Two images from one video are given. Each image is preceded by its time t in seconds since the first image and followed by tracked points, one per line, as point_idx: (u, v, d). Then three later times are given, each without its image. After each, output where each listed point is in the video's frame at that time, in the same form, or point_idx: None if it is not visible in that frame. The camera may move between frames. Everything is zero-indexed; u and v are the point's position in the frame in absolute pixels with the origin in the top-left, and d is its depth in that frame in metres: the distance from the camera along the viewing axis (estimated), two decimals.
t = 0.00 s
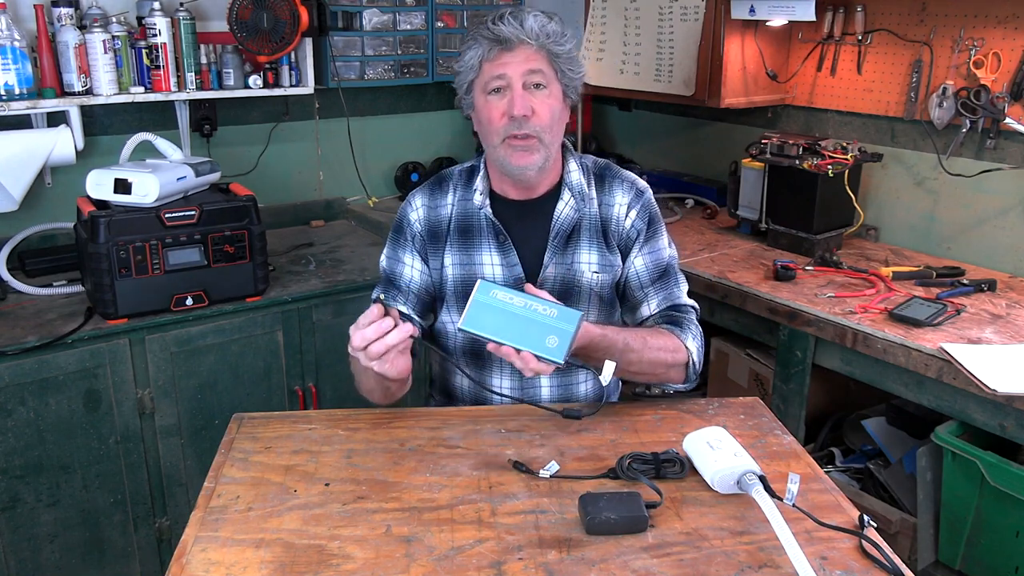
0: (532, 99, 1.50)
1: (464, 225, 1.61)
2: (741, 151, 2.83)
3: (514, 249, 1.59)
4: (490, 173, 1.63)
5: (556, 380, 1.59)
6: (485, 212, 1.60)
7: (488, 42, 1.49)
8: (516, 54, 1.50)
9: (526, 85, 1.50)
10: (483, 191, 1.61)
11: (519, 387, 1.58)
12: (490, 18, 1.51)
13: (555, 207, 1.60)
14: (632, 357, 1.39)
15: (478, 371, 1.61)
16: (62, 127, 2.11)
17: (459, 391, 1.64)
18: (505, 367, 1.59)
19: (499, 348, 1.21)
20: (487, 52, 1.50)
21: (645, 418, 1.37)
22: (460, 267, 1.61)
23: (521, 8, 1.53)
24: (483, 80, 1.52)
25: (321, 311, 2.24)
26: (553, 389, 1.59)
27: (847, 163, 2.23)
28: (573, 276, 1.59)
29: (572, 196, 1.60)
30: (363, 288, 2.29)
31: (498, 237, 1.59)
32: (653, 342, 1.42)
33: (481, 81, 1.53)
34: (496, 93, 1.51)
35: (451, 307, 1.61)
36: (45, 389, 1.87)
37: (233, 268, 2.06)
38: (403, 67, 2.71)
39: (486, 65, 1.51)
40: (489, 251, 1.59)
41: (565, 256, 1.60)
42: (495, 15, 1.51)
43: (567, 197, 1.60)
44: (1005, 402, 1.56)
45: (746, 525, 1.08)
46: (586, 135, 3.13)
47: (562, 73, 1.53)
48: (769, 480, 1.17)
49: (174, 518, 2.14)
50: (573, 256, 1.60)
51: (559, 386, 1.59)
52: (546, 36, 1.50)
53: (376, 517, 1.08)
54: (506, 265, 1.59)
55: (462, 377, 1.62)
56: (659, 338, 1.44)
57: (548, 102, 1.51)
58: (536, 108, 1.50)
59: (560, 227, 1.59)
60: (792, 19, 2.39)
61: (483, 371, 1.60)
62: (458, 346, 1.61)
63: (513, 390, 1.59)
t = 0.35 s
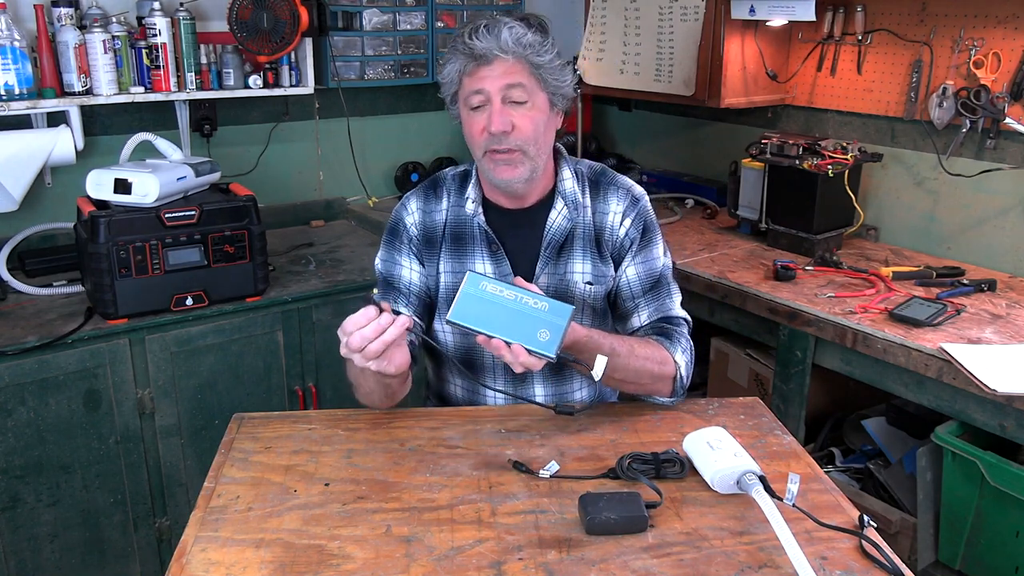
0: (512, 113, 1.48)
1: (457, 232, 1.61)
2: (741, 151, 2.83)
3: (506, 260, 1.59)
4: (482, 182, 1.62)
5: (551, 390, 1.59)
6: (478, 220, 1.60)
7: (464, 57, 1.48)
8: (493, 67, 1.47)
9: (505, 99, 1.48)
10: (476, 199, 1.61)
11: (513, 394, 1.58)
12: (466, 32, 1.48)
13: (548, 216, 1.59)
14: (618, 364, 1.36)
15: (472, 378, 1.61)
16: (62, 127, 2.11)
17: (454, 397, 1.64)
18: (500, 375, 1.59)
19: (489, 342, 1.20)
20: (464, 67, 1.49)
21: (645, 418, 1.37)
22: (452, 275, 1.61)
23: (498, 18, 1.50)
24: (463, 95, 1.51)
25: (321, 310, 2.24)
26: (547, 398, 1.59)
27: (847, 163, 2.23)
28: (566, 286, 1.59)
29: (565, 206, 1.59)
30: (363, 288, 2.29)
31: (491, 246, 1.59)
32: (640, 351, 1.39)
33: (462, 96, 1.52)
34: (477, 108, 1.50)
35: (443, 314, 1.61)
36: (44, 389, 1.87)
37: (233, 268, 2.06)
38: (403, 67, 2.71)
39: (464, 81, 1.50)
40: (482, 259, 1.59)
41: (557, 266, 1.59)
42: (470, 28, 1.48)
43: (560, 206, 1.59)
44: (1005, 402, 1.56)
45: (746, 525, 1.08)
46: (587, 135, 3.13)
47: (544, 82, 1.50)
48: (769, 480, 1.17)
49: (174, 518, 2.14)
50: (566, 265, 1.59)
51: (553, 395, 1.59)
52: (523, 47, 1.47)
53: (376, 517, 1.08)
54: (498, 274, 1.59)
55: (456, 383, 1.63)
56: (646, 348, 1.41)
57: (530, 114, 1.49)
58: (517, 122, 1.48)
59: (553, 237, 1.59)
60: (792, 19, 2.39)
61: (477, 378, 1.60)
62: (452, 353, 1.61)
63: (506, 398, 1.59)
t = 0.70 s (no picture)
0: (513, 125, 1.48)
1: (458, 236, 1.61)
2: (741, 151, 2.83)
3: (507, 265, 1.59)
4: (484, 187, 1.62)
5: (551, 395, 1.59)
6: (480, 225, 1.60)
7: (464, 70, 1.47)
8: (494, 79, 1.46)
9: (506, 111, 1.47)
10: (477, 205, 1.61)
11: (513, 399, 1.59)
12: (466, 43, 1.47)
13: (550, 222, 1.59)
14: (621, 368, 1.36)
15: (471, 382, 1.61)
16: (62, 127, 2.11)
17: (454, 401, 1.64)
18: (500, 380, 1.59)
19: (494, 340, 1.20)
20: (464, 79, 1.48)
21: (645, 418, 1.37)
22: (453, 279, 1.61)
23: (498, 27, 1.47)
24: (464, 105, 1.50)
25: (321, 310, 2.24)
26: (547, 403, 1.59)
27: (847, 163, 2.23)
28: (568, 291, 1.59)
29: (568, 211, 1.59)
30: (363, 288, 2.29)
31: (492, 251, 1.59)
32: (644, 355, 1.39)
33: (463, 106, 1.51)
34: (478, 119, 1.50)
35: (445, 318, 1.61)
36: (44, 390, 1.87)
37: (233, 268, 2.06)
38: (403, 66, 2.71)
39: (465, 92, 1.49)
40: (483, 264, 1.59)
41: (560, 272, 1.59)
42: (471, 39, 1.46)
43: (563, 212, 1.59)
44: (1005, 402, 1.56)
45: (746, 524, 1.09)
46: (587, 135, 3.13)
47: (546, 93, 1.49)
48: (769, 480, 1.17)
49: (174, 518, 2.13)
50: (568, 271, 1.59)
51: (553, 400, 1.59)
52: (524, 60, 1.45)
53: (376, 517, 1.08)
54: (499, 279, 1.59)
55: (456, 387, 1.63)
56: (649, 352, 1.41)
57: (532, 125, 1.48)
58: (518, 134, 1.48)
59: (556, 243, 1.59)
60: (792, 19, 2.39)
61: (477, 383, 1.61)
62: (452, 357, 1.61)
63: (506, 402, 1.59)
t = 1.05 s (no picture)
0: (529, 114, 1.48)
1: (462, 229, 1.61)
2: (741, 151, 2.83)
3: (511, 258, 1.59)
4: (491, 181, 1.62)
5: (551, 392, 1.59)
6: (486, 219, 1.60)
7: (481, 59, 1.47)
8: (511, 68, 1.47)
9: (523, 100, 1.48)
10: (483, 198, 1.61)
11: (513, 395, 1.59)
12: (482, 33, 1.48)
13: (555, 218, 1.59)
14: (621, 367, 1.35)
15: (472, 377, 1.61)
16: (62, 127, 2.11)
17: (454, 397, 1.64)
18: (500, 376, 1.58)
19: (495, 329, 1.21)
20: (481, 69, 1.48)
21: (646, 418, 1.37)
22: (456, 272, 1.61)
23: (514, 19, 1.49)
24: (479, 95, 1.50)
25: (321, 310, 2.24)
26: (547, 399, 1.59)
27: (847, 163, 2.23)
28: (570, 288, 1.58)
29: (573, 208, 1.58)
30: (363, 288, 2.29)
31: (496, 245, 1.59)
32: (645, 354, 1.39)
33: (478, 97, 1.51)
34: (493, 109, 1.50)
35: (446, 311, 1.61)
36: (45, 389, 1.87)
37: (233, 268, 2.06)
38: (403, 66, 2.71)
39: (480, 82, 1.49)
40: (487, 257, 1.59)
41: (562, 267, 1.58)
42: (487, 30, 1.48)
43: (568, 208, 1.58)
44: (1005, 402, 1.56)
45: (746, 525, 1.08)
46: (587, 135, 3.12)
47: (560, 83, 1.50)
48: (769, 480, 1.17)
49: (174, 518, 2.13)
50: (571, 267, 1.58)
51: (554, 396, 1.59)
52: (542, 48, 1.47)
53: (376, 517, 1.08)
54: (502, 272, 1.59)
55: (456, 383, 1.63)
56: (650, 350, 1.40)
57: (547, 115, 1.49)
58: (534, 123, 1.48)
59: (559, 238, 1.58)
60: (792, 19, 2.39)
61: (477, 378, 1.60)
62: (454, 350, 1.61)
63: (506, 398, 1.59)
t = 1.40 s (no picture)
0: (478, 129, 1.44)
1: (467, 215, 1.61)
2: (741, 151, 2.83)
3: (511, 244, 1.59)
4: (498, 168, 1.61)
5: (545, 385, 1.57)
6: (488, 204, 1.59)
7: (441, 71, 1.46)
8: (462, 83, 1.42)
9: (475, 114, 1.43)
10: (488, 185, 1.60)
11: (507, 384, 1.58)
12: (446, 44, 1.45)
13: (558, 209, 1.57)
14: (620, 371, 1.35)
15: (468, 365, 1.61)
16: (62, 127, 2.11)
17: (451, 386, 1.64)
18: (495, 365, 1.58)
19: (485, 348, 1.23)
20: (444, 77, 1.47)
21: (646, 418, 1.37)
22: (459, 257, 1.62)
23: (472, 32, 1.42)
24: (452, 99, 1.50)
25: (321, 310, 2.24)
26: (541, 389, 1.57)
27: (847, 163, 2.23)
28: (568, 279, 1.58)
29: (576, 201, 1.56)
30: (363, 288, 2.29)
31: (498, 232, 1.59)
32: (644, 356, 1.38)
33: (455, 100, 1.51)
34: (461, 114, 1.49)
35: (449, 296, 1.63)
36: (44, 389, 1.87)
37: (233, 268, 2.06)
38: (403, 67, 2.71)
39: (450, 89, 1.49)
40: (487, 244, 1.60)
41: (561, 259, 1.58)
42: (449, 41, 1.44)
43: (571, 200, 1.56)
44: (1005, 402, 1.56)
45: (746, 524, 1.08)
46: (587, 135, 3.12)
47: (513, 100, 1.40)
48: (769, 481, 1.17)
49: (174, 518, 2.13)
50: (570, 259, 1.58)
51: (548, 387, 1.57)
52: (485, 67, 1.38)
53: (376, 517, 1.08)
54: (503, 259, 1.59)
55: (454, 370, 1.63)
56: (650, 352, 1.39)
57: (497, 132, 1.43)
58: (483, 138, 1.43)
59: (560, 229, 1.57)
60: (792, 19, 2.39)
61: (473, 366, 1.60)
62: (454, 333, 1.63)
63: (500, 386, 1.59)
